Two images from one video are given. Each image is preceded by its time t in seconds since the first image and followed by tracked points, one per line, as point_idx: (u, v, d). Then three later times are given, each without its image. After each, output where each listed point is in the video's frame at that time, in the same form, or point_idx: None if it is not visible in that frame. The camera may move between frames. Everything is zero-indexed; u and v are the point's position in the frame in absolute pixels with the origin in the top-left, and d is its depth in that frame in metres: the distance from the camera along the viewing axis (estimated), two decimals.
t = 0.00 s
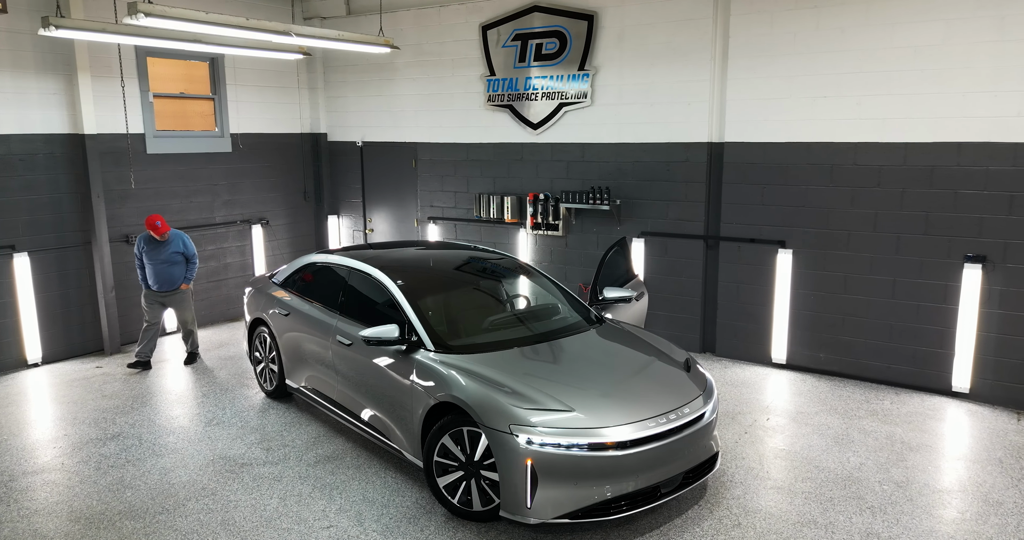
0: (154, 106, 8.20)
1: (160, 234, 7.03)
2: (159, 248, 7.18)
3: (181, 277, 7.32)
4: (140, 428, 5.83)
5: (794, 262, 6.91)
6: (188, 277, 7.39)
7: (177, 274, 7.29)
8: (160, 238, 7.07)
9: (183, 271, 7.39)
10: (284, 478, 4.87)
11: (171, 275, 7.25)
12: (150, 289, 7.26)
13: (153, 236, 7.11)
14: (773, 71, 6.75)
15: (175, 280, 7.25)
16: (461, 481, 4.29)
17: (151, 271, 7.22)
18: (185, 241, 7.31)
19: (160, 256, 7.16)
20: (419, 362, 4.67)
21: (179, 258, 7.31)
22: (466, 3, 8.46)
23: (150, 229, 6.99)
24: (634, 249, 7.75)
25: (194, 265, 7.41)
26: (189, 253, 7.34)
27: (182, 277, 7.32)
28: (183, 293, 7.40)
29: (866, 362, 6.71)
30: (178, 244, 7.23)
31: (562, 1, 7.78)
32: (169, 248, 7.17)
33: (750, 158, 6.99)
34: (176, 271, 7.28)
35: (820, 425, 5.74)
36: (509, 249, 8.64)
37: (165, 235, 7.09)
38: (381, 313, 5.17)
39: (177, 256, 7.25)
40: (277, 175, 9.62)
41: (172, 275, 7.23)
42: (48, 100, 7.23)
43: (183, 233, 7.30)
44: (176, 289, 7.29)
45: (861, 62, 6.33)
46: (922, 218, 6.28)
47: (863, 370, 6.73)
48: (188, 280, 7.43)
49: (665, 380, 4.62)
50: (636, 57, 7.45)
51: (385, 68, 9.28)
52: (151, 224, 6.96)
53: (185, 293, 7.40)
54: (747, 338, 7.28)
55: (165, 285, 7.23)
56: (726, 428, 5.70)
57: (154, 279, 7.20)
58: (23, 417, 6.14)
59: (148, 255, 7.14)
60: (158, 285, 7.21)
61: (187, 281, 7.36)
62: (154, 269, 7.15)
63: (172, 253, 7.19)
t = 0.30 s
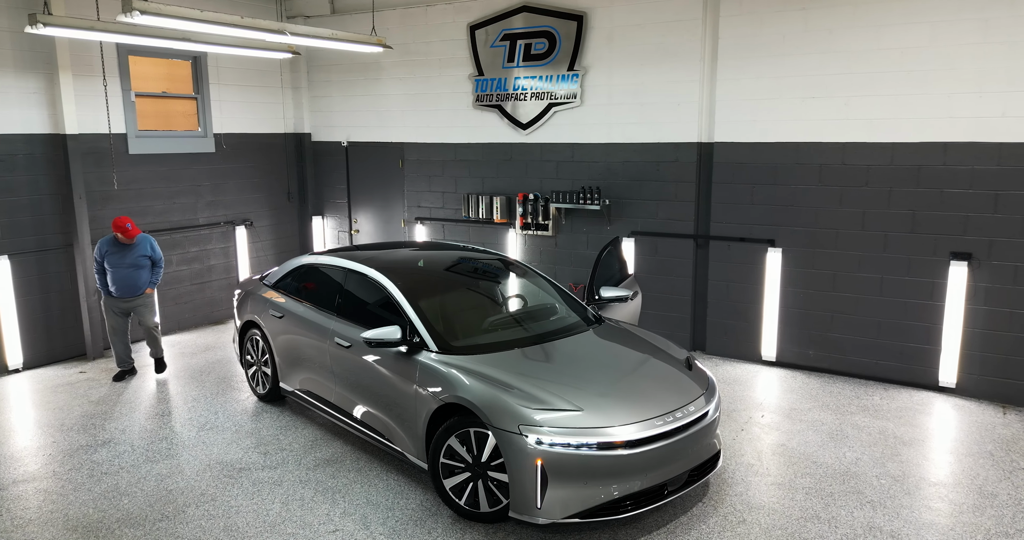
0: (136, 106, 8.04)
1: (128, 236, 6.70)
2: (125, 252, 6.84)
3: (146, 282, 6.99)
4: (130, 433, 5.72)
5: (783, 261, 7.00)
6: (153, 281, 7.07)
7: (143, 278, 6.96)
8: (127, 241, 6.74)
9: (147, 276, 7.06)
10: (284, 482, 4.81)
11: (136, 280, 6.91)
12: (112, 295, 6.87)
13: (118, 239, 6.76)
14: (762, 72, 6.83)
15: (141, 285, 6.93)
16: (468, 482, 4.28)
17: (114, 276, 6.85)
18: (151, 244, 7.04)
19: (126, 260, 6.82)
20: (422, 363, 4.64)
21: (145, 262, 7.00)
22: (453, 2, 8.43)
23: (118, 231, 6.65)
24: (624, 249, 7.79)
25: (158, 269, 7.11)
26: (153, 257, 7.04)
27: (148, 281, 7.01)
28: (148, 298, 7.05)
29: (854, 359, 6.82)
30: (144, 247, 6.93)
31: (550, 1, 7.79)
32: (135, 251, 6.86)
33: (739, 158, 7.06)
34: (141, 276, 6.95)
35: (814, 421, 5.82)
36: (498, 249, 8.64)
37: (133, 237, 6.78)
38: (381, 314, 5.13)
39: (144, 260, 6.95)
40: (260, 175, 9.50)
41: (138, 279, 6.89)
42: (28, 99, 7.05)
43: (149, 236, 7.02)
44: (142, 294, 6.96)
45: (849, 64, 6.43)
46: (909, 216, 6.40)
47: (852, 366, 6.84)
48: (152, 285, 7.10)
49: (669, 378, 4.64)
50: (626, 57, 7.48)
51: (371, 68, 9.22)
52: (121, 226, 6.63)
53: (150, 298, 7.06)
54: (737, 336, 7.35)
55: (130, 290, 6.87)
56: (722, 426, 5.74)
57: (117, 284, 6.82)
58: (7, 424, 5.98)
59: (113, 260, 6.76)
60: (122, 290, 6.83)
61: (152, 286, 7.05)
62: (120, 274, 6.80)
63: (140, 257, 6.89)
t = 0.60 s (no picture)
0: (118, 105, 7.88)
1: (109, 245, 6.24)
2: (104, 261, 6.36)
3: (122, 293, 6.52)
4: (122, 439, 5.60)
5: (772, 259, 7.09)
6: (129, 293, 6.60)
7: (119, 290, 6.48)
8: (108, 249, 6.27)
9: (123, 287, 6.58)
10: (284, 487, 4.75)
11: (113, 292, 6.43)
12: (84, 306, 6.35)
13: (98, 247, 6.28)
14: (751, 73, 6.90)
15: (117, 297, 6.45)
16: (475, 483, 4.26)
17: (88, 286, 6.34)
18: (131, 254, 6.59)
19: (105, 270, 6.35)
20: (426, 364, 4.61)
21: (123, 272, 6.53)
22: (440, 2, 8.40)
23: (100, 238, 6.18)
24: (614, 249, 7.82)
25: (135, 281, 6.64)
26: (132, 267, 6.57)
27: (124, 293, 6.53)
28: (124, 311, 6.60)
29: (842, 355, 6.93)
30: (124, 256, 6.47)
31: (539, 1, 7.80)
32: (115, 261, 6.39)
33: (729, 158, 7.14)
34: (118, 287, 6.48)
35: (807, 417, 5.90)
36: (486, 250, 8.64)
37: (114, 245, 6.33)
38: (380, 315, 5.08)
39: (123, 270, 6.48)
40: (243, 176, 9.37)
41: (116, 291, 6.42)
42: (7, 98, 6.87)
43: (130, 245, 6.57)
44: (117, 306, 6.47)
45: (837, 65, 6.53)
46: (895, 215, 6.52)
47: (840, 362, 6.94)
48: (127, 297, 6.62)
49: (672, 377, 4.66)
50: (615, 58, 7.52)
51: (357, 67, 9.15)
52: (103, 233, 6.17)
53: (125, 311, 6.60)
54: (727, 334, 7.43)
55: (105, 302, 6.38)
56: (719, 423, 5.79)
57: (91, 294, 6.32)
58: None
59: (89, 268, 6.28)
60: (96, 302, 6.34)
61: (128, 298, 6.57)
62: (97, 284, 6.31)
63: (120, 267, 6.43)
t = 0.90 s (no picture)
0: (100, 105, 7.72)
1: (93, 247, 6.06)
2: (87, 264, 6.17)
3: (105, 298, 6.31)
4: (114, 445, 5.49)
5: (762, 258, 7.18)
6: (112, 298, 6.39)
7: (102, 294, 6.28)
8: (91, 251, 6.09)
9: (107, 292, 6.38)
10: (287, 491, 4.69)
11: (95, 296, 6.23)
12: (66, 309, 6.16)
13: (82, 249, 6.09)
14: (741, 73, 6.97)
15: (99, 301, 6.24)
16: (482, 484, 4.26)
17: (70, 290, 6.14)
18: (116, 258, 6.39)
19: (88, 273, 6.16)
20: (430, 365, 4.58)
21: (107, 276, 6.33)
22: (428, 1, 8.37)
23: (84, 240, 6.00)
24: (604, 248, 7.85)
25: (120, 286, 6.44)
26: (116, 270, 6.37)
27: (107, 298, 6.32)
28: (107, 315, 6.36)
29: (832, 352, 7.03)
30: (108, 260, 6.26)
31: (529, 1, 7.81)
32: (98, 264, 6.20)
33: (719, 158, 7.20)
34: (101, 292, 6.27)
35: (802, 414, 5.97)
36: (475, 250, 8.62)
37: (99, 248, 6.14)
38: (382, 316, 5.03)
39: (107, 274, 6.28)
40: (227, 176, 9.24)
41: (98, 295, 6.22)
42: None
43: (115, 249, 6.37)
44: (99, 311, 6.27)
45: (825, 65, 6.62)
46: (883, 213, 6.63)
47: (830, 359, 7.05)
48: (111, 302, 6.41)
49: (676, 376, 4.69)
50: (606, 58, 7.54)
51: (343, 67, 9.08)
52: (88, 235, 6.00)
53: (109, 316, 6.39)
54: (717, 333, 7.50)
55: (87, 306, 6.18)
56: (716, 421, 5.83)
57: (73, 298, 6.12)
58: None
59: (71, 271, 6.10)
60: (78, 306, 6.14)
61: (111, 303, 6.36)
62: (79, 287, 6.12)
63: (103, 270, 6.23)
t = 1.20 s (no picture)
0: (83, 104, 7.56)
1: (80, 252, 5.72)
2: (70, 271, 5.81)
3: (90, 305, 5.99)
4: (108, 451, 5.39)
5: (752, 257, 7.25)
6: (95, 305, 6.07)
7: (86, 302, 5.95)
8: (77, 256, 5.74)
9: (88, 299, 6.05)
10: (290, 495, 4.64)
11: (81, 304, 5.90)
12: (49, 321, 5.77)
13: (65, 256, 5.72)
14: (731, 74, 7.04)
15: (86, 309, 5.92)
16: (491, 485, 4.26)
17: (53, 300, 5.76)
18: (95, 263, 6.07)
19: (72, 280, 5.81)
20: (435, 367, 4.56)
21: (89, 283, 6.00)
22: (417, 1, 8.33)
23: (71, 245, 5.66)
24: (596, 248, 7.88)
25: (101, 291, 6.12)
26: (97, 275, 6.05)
27: (92, 305, 6.00)
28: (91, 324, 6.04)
29: (822, 349, 7.13)
30: (89, 265, 5.94)
31: (519, 1, 7.81)
32: (82, 270, 5.86)
33: (710, 158, 7.27)
34: (86, 299, 5.95)
35: (797, 410, 6.04)
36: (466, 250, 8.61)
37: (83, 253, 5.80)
38: (384, 317, 5.00)
39: (90, 280, 5.96)
40: (211, 177, 9.11)
41: (84, 303, 5.89)
42: None
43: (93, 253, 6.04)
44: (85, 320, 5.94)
45: (815, 67, 6.71)
46: (872, 212, 6.74)
47: (820, 356, 7.14)
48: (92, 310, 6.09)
49: (680, 375, 4.72)
50: (596, 58, 7.57)
51: (330, 66, 9.00)
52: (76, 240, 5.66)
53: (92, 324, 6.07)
54: (709, 331, 7.57)
55: (73, 315, 5.83)
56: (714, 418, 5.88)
57: (59, 308, 5.75)
58: None
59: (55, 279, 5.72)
60: (64, 316, 5.78)
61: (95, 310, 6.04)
62: (65, 296, 5.77)
63: (87, 276, 5.90)
